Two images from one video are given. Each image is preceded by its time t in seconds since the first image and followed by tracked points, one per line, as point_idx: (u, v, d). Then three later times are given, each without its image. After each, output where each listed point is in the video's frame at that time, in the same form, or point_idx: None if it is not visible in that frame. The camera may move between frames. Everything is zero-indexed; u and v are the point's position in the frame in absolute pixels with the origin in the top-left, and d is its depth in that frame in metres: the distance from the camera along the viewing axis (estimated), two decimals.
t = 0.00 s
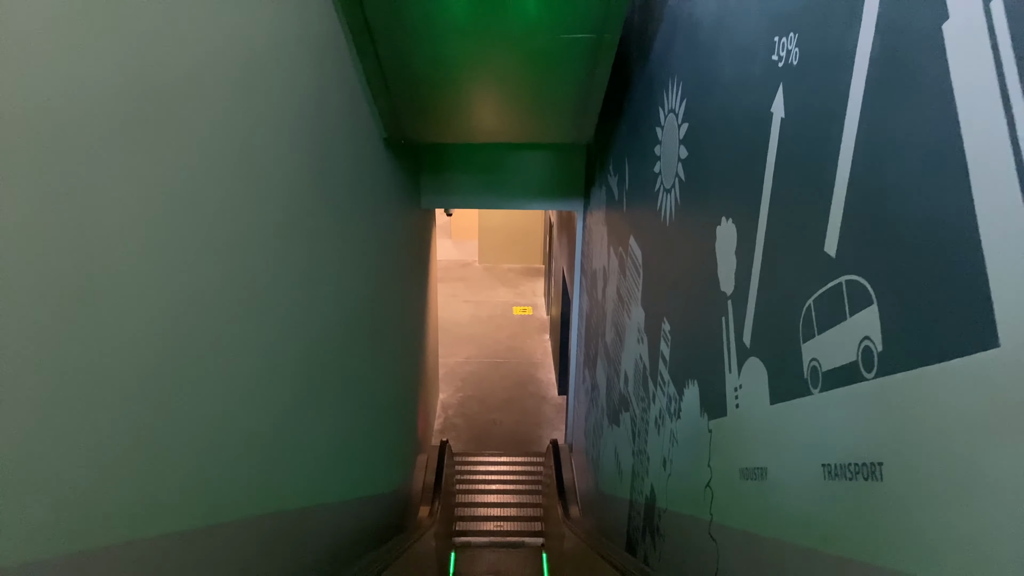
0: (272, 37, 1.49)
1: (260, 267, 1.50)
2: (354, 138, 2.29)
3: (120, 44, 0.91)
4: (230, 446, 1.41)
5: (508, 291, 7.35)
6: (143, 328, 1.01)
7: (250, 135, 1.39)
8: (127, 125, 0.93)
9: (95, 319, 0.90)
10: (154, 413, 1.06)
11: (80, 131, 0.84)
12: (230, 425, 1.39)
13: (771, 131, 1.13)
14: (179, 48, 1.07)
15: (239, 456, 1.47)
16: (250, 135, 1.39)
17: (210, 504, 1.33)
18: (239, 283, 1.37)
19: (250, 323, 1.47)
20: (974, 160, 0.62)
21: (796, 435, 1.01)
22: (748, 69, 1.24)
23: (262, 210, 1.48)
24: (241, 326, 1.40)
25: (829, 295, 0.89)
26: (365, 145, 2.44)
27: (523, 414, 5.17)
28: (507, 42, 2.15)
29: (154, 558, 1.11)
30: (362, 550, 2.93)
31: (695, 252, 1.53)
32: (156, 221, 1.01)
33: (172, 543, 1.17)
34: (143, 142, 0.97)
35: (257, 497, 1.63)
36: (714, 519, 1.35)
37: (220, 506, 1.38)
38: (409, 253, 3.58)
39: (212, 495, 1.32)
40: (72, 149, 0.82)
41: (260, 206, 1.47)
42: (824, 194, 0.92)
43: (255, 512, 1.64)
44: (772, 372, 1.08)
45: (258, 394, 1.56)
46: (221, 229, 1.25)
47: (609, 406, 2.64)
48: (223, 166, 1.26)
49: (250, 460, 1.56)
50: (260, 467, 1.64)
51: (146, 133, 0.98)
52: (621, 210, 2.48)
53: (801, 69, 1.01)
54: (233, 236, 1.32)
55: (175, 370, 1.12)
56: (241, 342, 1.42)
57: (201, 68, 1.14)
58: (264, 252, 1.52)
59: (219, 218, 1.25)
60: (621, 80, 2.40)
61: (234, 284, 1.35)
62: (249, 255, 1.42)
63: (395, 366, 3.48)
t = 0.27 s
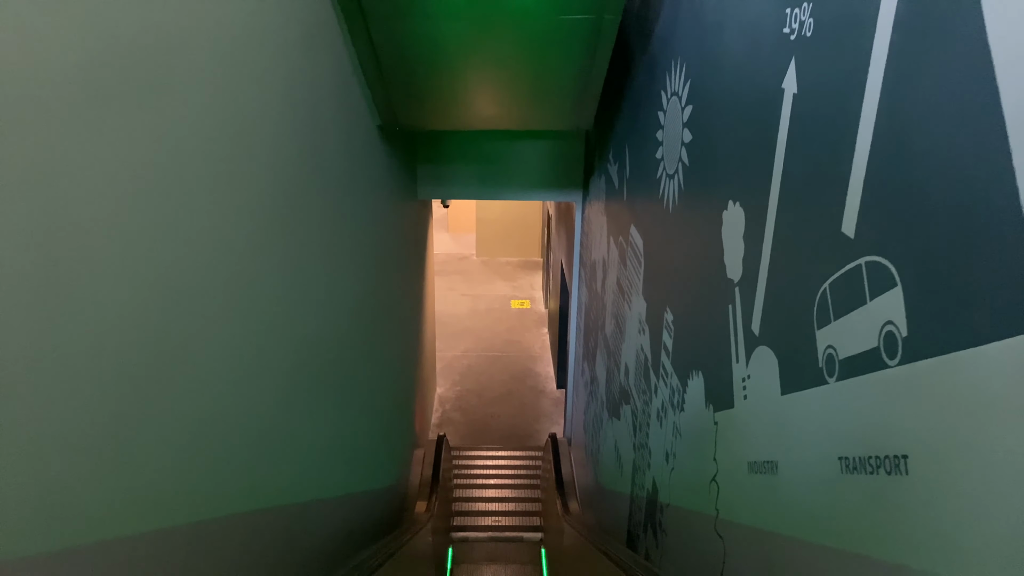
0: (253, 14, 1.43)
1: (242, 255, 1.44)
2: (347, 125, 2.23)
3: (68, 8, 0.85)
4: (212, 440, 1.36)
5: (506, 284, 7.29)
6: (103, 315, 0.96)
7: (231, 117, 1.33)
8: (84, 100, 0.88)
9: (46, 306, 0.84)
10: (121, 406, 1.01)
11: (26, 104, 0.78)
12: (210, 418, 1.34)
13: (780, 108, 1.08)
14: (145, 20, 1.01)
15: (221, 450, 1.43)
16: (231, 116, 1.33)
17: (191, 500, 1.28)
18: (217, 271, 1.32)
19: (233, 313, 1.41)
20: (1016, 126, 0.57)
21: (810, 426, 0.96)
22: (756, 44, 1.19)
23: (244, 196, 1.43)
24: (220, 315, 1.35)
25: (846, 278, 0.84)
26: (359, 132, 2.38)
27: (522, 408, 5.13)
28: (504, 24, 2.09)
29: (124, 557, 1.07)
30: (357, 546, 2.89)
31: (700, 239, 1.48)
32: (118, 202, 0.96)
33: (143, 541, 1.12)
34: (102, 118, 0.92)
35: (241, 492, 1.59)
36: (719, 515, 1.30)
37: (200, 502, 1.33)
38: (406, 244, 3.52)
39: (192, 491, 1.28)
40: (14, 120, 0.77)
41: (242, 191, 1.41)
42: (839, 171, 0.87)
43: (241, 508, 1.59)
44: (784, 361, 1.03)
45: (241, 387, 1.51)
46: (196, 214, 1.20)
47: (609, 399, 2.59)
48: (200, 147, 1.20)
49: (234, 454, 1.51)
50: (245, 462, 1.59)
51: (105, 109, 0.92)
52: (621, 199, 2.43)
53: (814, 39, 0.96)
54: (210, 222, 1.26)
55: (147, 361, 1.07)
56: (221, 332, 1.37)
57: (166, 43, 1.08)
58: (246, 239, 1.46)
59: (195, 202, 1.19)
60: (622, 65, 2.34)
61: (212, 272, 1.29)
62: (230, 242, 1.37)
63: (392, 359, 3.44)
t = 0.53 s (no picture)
0: None
1: (234, 243, 1.39)
2: (341, 112, 2.17)
3: None
4: (206, 436, 1.31)
5: (505, 279, 7.24)
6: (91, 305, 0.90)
7: (221, 98, 1.28)
8: (60, 73, 0.82)
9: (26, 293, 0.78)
10: (108, 399, 0.95)
11: None
12: (205, 414, 1.29)
13: (795, 84, 1.02)
14: None
15: (216, 447, 1.37)
16: (221, 98, 1.28)
17: (185, 499, 1.23)
18: (210, 260, 1.27)
19: (225, 304, 1.36)
20: None
21: (827, 420, 0.90)
22: (768, 18, 1.13)
23: (236, 181, 1.37)
24: (213, 306, 1.30)
25: (869, 261, 0.79)
26: (354, 119, 2.32)
27: (521, 403, 5.08)
28: (502, 7, 2.03)
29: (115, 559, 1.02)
30: (355, 543, 2.84)
31: (706, 226, 1.42)
32: (101, 185, 0.90)
33: (136, 542, 1.07)
34: (83, 93, 0.86)
35: (235, 490, 1.54)
36: (728, 512, 1.25)
37: (196, 500, 1.28)
38: (402, 237, 3.47)
39: (185, 489, 1.23)
40: None
41: (233, 177, 1.36)
42: (861, 147, 0.82)
43: (234, 506, 1.54)
44: (799, 351, 0.98)
45: (235, 381, 1.46)
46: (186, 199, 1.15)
47: (610, 393, 2.54)
48: (188, 129, 1.14)
49: (227, 450, 1.46)
50: (238, 458, 1.54)
51: (85, 83, 0.86)
52: (622, 188, 2.37)
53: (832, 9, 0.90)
54: (201, 208, 1.21)
55: (135, 351, 1.01)
56: (215, 324, 1.31)
57: (156, 17, 1.03)
58: (239, 228, 1.41)
59: (183, 187, 1.14)
60: (623, 50, 2.28)
61: (204, 261, 1.24)
62: (222, 230, 1.31)
63: (389, 353, 3.38)
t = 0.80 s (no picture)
0: None
1: (225, 232, 1.33)
2: (336, 99, 2.11)
3: None
4: (197, 432, 1.26)
5: (505, 274, 7.18)
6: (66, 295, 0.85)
7: (208, 79, 1.22)
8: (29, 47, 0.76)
9: None
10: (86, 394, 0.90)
11: None
12: (195, 409, 1.24)
13: (812, 59, 0.96)
14: None
15: (209, 443, 1.32)
16: (208, 78, 1.22)
17: (174, 497, 1.18)
18: (199, 248, 1.21)
19: (216, 295, 1.30)
20: None
21: (847, 414, 0.85)
22: None
23: (225, 167, 1.32)
24: (204, 297, 1.25)
25: (896, 244, 0.74)
26: (350, 108, 2.26)
27: (521, 398, 5.04)
28: None
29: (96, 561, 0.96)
30: (352, 540, 2.79)
31: (715, 213, 1.37)
32: (76, 165, 0.85)
33: (119, 543, 1.02)
34: (52, 66, 0.80)
35: (229, 487, 1.49)
36: (738, 511, 1.20)
37: (186, 498, 1.23)
38: (401, 230, 3.41)
39: (174, 486, 1.18)
40: None
41: (222, 163, 1.30)
42: (886, 121, 0.76)
43: (228, 504, 1.49)
44: (817, 341, 0.92)
45: (227, 375, 1.40)
46: (171, 183, 1.09)
47: (612, 388, 2.50)
48: (173, 110, 1.09)
49: (221, 447, 1.41)
50: (232, 454, 1.49)
51: (53, 55, 0.80)
52: (625, 179, 2.32)
53: None
54: (188, 194, 1.15)
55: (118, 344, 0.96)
56: (206, 316, 1.26)
57: None
58: (230, 215, 1.35)
59: (168, 171, 1.08)
60: (627, 36, 2.22)
61: (193, 250, 1.18)
62: (210, 218, 1.26)
63: (387, 348, 3.33)
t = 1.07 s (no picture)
0: None
1: (219, 222, 1.28)
2: (331, 88, 2.05)
3: None
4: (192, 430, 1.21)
5: (505, 269, 7.13)
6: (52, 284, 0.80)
7: (200, 60, 1.16)
8: (11, 18, 0.72)
9: None
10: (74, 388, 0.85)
11: None
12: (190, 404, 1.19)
13: (833, 32, 0.90)
14: None
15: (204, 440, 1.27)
16: (199, 59, 1.16)
17: (169, 497, 1.13)
18: (193, 239, 1.16)
19: (209, 287, 1.25)
20: None
21: (870, 407, 0.79)
22: None
23: (219, 154, 1.26)
24: (198, 289, 1.19)
25: (926, 224, 0.68)
26: (346, 96, 2.20)
27: (522, 394, 4.99)
28: None
29: (83, 566, 0.91)
30: (351, 539, 2.75)
31: (723, 201, 1.32)
32: (52, 143, 0.79)
33: (110, 545, 0.97)
34: (31, 39, 0.75)
35: (225, 485, 1.44)
36: (750, 510, 1.15)
37: (181, 497, 1.18)
38: (400, 224, 3.35)
39: (167, 485, 1.13)
40: None
41: (216, 150, 1.25)
42: (917, 94, 0.70)
43: (224, 503, 1.44)
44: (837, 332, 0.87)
45: (223, 370, 1.36)
46: (161, 170, 1.04)
47: (615, 384, 2.45)
48: (167, 91, 1.04)
49: (217, 444, 1.36)
50: (229, 452, 1.44)
51: (38, 28, 0.76)
52: (629, 170, 2.26)
53: None
54: (180, 181, 1.10)
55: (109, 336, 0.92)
56: (199, 309, 1.21)
57: None
58: (224, 204, 1.30)
59: (162, 156, 1.03)
60: (631, 23, 2.16)
61: (186, 239, 1.13)
62: (205, 206, 1.21)
63: (386, 344, 3.28)
